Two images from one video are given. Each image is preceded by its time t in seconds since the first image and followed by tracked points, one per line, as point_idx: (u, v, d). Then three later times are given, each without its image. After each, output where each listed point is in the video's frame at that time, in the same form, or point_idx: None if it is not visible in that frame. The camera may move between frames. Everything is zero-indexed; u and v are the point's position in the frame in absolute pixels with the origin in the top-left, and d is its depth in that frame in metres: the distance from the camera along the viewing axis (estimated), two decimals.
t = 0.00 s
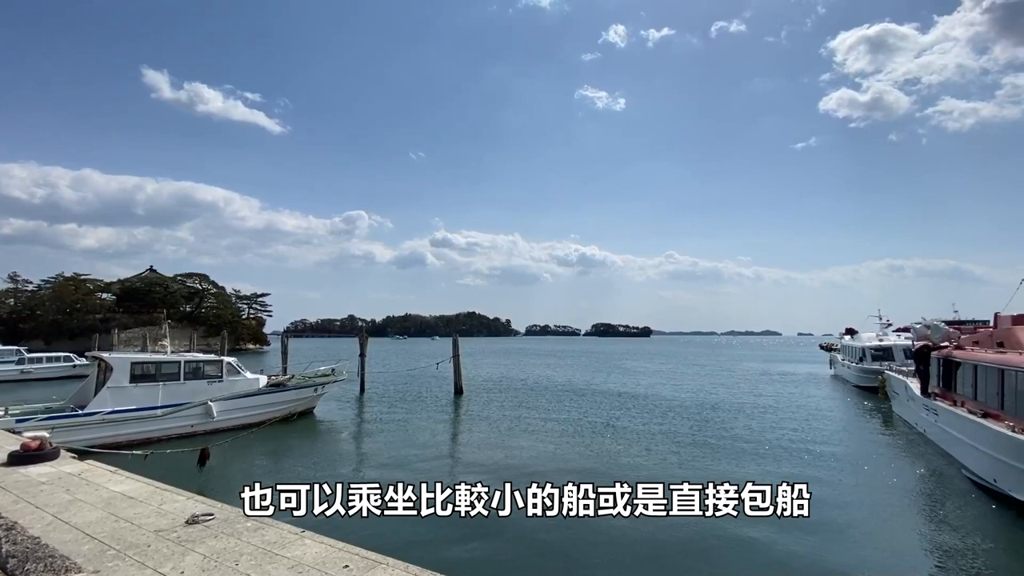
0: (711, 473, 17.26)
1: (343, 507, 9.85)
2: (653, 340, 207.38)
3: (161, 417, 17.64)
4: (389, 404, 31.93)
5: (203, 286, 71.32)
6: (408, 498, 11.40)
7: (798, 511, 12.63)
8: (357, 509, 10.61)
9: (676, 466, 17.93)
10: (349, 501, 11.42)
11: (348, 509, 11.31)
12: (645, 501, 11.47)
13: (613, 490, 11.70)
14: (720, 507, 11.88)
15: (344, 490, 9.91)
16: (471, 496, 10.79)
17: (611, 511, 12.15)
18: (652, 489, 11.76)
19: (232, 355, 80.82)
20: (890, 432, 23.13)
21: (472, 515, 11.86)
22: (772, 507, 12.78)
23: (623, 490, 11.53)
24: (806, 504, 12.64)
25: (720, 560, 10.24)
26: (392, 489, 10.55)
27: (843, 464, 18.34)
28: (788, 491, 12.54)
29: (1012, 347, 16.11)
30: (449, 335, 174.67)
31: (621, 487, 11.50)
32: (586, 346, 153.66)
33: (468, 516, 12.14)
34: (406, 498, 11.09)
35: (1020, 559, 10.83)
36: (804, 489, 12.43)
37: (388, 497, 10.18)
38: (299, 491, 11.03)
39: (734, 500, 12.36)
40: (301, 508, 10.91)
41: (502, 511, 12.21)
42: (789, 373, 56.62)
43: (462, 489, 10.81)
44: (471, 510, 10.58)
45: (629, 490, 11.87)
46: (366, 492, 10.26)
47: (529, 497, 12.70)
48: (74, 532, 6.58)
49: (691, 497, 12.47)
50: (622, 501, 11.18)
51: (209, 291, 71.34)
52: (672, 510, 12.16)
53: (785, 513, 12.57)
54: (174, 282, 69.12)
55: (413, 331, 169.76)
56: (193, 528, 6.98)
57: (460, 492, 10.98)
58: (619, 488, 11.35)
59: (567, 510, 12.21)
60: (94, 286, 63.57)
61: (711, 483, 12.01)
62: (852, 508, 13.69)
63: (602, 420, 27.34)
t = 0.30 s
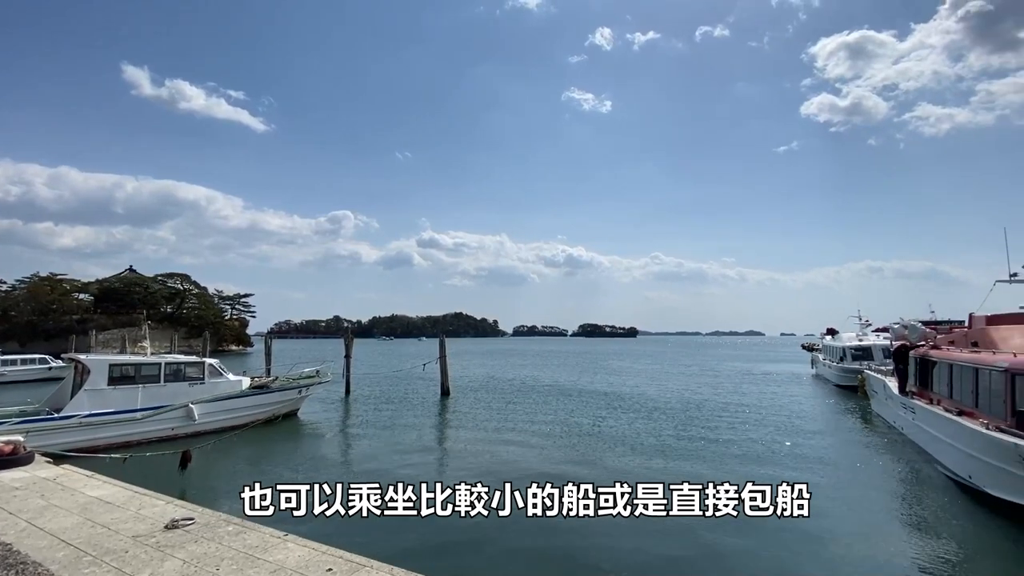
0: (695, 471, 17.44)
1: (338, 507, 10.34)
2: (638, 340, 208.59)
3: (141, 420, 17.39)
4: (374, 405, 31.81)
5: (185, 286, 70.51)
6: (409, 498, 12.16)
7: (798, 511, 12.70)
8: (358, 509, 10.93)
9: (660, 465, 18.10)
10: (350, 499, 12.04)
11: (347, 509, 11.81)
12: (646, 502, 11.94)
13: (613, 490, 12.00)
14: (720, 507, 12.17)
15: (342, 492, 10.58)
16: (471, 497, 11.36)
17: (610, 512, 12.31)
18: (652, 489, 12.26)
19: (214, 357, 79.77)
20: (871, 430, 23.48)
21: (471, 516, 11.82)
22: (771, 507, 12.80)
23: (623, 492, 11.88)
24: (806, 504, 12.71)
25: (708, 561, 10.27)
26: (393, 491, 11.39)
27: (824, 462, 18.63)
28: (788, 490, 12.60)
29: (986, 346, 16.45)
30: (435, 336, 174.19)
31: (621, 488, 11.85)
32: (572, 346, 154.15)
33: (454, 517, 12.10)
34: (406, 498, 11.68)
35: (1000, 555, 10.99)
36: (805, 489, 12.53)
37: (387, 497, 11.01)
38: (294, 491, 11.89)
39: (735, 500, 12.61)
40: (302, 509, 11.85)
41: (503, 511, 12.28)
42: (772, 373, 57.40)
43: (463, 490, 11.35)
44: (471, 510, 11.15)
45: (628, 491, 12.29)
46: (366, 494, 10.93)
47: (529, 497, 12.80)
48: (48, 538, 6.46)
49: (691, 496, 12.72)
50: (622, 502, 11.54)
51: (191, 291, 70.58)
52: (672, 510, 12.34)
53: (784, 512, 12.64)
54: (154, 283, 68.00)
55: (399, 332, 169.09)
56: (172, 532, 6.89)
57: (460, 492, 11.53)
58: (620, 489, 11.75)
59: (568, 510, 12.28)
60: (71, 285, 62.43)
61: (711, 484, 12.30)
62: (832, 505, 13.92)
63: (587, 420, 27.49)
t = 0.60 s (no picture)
0: (679, 469, 17.58)
1: (337, 508, 10.64)
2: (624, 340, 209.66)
3: (119, 423, 17.11)
4: (359, 407, 31.60)
5: (165, 287, 69.43)
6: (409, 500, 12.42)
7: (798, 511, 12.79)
8: (359, 509, 11.15)
9: (646, 464, 18.22)
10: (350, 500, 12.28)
11: (347, 509, 12.05)
12: (646, 502, 12.29)
13: (613, 490, 12.20)
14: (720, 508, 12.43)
15: (341, 491, 10.93)
16: (471, 496, 11.78)
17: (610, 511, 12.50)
18: (651, 490, 12.62)
19: (195, 358, 78.59)
20: (851, 428, 23.83)
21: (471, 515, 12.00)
22: (771, 507, 12.86)
23: (623, 492, 12.10)
24: (806, 504, 12.78)
25: (695, 561, 10.30)
26: (393, 490, 11.87)
27: (805, 460, 18.89)
28: (790, 491, 12.67)
29: (961, 346, 16.77)
30: (420, 337, 173.49)
31: (621, 488, 12.06)
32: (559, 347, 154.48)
33: (440, 519, 12.03)
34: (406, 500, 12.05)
35: (978, 551, 11.14)
36: (806, 489, 12.60)
37: (387, 498, 11.35)
38: (296, 493, 12.22)
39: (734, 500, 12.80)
40: (302, 507, 12.09)
41: (503, 511, 12.36)
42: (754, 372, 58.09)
43: (463, 490, 11.77)
44: (471, 510, 11.57)
45: (628, 490, 12.46)
46: (366, 494, 11.32)
47: (529, 497, 12.89)
48: (20, 545, 6.32)
49: (691, 496, 12.90)
50: (622, 502, 11.77)
51: (171, 292, 69.52)
52: (673, 510, 12.50)
53: (785, 513, 12.71)
54: (133, 283, 66.72)
55: (384, 332, 168.15)
56: (150, 538, 6.78)
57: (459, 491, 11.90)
58: (619, 489, 11.94)
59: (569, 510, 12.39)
60: (46, 286, 61.11)
61: (712, 484, 12.51)
62: (815, 503, 14.14)
63: (572, 420, 27.57)
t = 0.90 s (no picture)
0: (664, 468, 17.69)
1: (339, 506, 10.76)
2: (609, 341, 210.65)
3: (95, 426, 16.81)
4: (342, 408, 31.34)
5: (143, 287, 68.22)
6: (409, 500, 12.45)
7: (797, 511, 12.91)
8: (359, 508, 11.13)
9: (631, 463, 18.32)
10: (351, 500, 12.27)
11: (348, 509, 12.11)
12: (646, 501, 12.22)
13: (613, 490, 12.25)
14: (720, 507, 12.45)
15: (340, 491, 10.98)
16: (471, 495, 11.78)
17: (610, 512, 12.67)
18: (652, 489, 12.55)
19: (175, 360, 77.35)
20: (831, 426, 24.20)
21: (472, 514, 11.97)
22: (770, 507, 12.97)
23: (623, 491, 12.13)
24: (805, 505, 12.89)
25: (680, 560, 10.34)
26: (394, 491, 11.97)
27: (787, 458, 19.15)
28: (790, 490, 12.74)
29: (936, 345, 17.10)
30: (405, 338, 172.69)
31: (621, 488, 12.10)
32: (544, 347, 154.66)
33: (425, 522, 11.97)
34: (406, 499, 12.14)
35: (956, 546, 11.31)
36: (806, 489, 12.65)
37: (387, 496, 11.39)
38: (297, 493, 12.21)
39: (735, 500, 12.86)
40: (302, 507, 12.08)
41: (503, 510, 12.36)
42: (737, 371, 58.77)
43: (462, 489, 11.78)
44: (472, 509, 11.57)
45: (628, 490, 12.47)
46: (366, 492, 11.39)
47: (529, 497, 12.91)
48: None
49: (691, 497, 13.00)
50: (622, 502, 11.83)
51: (150, 292, 68.35)
52: (672, 510, 12.57)
53: (784, 513, 12.78)
54: (110, 282, 65.35)
55: (368, 333, 167.11)
56: (125, 543, 6.66)
57: (461, 492, 11.94)
58: (619, 489, 11.97)
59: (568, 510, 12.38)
60: (20, 286, 59.67)
61: (711, 484, 12.52)
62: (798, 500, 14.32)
63: (558, 420, 27.59)
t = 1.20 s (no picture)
0: (648, 467, 17.77)
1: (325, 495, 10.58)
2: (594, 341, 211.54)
3: (70, 429, 16.48)
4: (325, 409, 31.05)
5: (120, 287, 66.88)
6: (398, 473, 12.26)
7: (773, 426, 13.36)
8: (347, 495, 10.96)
9: (615, 462, 18.38)
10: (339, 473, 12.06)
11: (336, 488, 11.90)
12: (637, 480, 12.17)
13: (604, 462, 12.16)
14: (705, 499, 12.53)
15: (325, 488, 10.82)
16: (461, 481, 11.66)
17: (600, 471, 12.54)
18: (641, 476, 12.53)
19: (154, 361, 76.03)
20: (811, 425, 24.50)
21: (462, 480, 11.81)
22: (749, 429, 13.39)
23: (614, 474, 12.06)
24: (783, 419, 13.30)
25: (662, 560, 10.41)
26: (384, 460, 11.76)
27: (769, 456, 19.37)
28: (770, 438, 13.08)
29: (912, 345, 17.42)
30: (390, 338, 171.60)
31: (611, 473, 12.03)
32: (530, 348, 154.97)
33: (409, 525, 11.87)
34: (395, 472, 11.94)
35: (930, 543, 11.50)
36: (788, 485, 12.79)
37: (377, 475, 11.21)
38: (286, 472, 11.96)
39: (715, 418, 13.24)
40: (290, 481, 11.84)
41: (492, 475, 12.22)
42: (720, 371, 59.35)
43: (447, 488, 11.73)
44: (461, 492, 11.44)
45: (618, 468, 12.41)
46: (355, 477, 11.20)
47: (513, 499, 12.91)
48: None
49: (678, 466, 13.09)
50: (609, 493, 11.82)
51: (127, 292, 67.04)
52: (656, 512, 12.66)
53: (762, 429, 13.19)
54: (86, 282, 63.89)
55: (353, 334, 165.85)
56: (100, 549, 6.53)
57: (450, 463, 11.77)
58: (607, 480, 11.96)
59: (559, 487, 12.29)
60: None
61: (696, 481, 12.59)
62: (779, 498, 14.49)
63: (542, 420, 27.61)
